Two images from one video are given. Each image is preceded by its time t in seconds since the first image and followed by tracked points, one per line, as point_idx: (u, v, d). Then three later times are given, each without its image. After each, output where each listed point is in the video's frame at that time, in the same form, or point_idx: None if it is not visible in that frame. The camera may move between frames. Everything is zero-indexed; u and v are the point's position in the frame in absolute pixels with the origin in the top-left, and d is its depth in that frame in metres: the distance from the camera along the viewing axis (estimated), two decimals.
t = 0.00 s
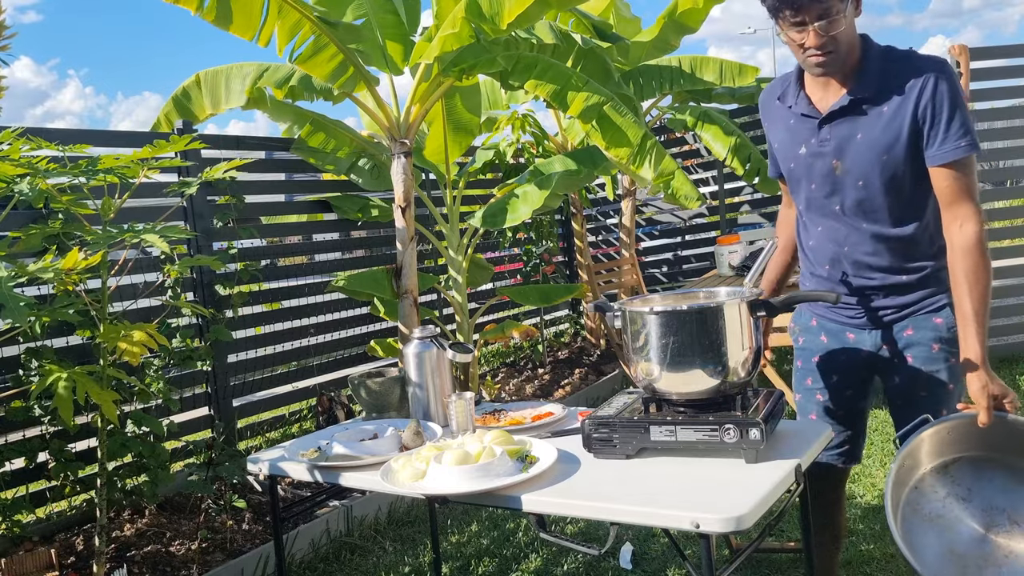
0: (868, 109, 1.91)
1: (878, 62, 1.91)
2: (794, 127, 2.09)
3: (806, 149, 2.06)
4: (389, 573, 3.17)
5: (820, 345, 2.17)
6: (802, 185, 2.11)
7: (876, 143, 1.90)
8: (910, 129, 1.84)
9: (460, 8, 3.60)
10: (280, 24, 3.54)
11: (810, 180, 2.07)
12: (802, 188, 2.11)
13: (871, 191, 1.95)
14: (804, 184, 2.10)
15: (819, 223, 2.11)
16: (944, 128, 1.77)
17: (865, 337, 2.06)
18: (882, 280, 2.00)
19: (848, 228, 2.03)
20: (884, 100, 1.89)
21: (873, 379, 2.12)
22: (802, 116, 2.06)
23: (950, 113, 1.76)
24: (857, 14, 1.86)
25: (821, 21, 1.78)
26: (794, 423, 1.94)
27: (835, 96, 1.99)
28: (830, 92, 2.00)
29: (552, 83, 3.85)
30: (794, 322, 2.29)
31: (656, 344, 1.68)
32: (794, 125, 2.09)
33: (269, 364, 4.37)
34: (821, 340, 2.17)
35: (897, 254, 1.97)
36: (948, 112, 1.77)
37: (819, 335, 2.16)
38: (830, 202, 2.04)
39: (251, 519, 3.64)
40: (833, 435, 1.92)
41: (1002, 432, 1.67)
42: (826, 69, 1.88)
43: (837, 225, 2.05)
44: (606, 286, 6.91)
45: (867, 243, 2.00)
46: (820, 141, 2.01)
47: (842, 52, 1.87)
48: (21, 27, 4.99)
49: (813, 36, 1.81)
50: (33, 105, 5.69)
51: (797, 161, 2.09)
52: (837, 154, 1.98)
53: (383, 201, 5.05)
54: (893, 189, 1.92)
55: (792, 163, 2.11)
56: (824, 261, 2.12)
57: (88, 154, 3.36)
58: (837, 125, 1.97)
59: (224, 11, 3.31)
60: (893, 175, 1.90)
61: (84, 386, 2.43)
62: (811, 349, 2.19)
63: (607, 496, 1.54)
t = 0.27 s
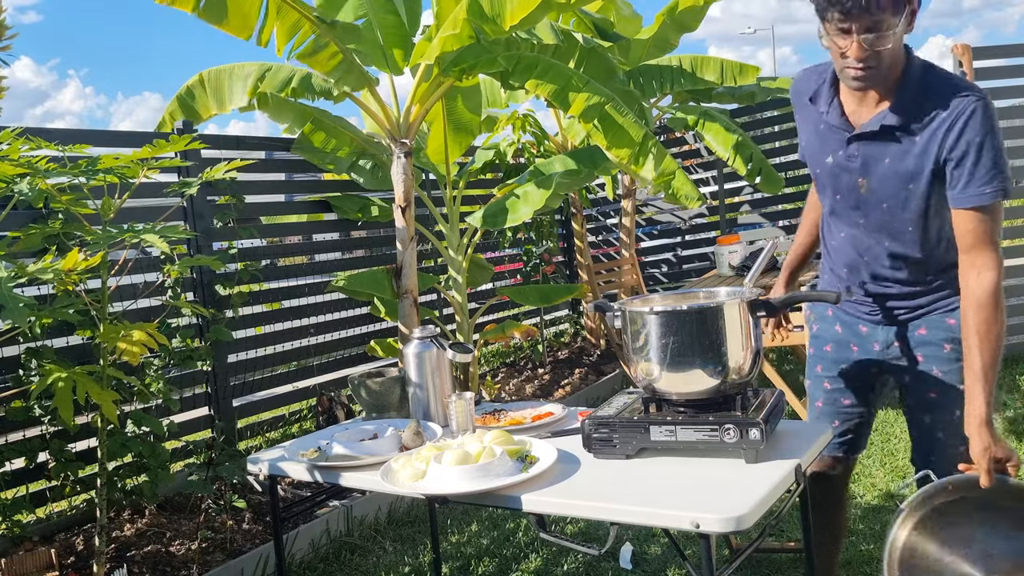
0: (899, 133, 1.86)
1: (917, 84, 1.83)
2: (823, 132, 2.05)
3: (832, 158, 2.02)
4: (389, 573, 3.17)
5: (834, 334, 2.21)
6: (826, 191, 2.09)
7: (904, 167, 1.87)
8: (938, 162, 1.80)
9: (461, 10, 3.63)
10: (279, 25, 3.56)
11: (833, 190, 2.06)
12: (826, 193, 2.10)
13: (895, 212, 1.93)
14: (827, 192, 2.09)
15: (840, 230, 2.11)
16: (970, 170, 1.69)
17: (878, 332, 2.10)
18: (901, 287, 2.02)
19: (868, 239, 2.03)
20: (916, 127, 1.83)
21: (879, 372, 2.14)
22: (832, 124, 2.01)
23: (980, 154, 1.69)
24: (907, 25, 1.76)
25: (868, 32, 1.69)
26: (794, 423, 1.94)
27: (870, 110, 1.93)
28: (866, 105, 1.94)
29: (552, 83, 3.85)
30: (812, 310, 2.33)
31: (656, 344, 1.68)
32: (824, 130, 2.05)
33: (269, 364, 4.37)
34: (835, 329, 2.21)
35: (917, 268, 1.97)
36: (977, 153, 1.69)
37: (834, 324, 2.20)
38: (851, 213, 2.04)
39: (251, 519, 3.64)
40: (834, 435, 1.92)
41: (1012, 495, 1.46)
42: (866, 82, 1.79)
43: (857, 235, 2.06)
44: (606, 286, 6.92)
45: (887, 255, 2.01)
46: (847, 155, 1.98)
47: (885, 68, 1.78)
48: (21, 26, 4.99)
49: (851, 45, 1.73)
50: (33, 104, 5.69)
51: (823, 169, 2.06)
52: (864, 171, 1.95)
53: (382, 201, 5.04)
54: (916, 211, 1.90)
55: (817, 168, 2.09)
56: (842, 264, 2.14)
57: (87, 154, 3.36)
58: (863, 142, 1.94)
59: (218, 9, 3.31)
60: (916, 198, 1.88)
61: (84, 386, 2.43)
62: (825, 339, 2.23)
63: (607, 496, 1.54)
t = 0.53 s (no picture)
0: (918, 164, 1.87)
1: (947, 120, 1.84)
2: (847, 142, 2.09)
3: (850, 170, 2.07)
4: (389, 573, 3.17)
5: (841, 327, 2.26)
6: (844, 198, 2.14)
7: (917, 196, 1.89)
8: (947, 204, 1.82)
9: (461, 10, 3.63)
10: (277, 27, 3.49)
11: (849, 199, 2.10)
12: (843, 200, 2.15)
13: (902, 233, 1.97)
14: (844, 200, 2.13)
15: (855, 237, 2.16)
16: (975, 219, 1.69)
17: (883, 331, 2.15)
18: (907, 295, 2.08)
19: (877, 251, 2.08)
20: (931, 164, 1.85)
21: (884, 368, 2.18)
22: (857, 136, 2.05)
23: (989, 208, 1.68)
24: (948, 58, 1.73)
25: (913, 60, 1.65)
26: (794, 423, 1.95)
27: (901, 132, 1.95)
28: (893, 127, 1.97)
29: (552, 83, 3.84)
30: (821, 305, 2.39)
31: (656, 344, 1.68)
32: (849, 140, 2.08)
33: (269, 365, 4.37)
34: (843, 322, 2.25)
35: (923, 283, 2.03)
36: (988, 207, 1.68)
37: (843, 317, 2.25)
38: (863, 224, 2.08)
39: (251, 519, 3.64)
40: (833, 434, 1.93)
41: None
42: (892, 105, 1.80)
43: (867, 245, 2.11)
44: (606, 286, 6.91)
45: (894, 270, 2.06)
46: (864, 171, 2.02)
47: (914, 94, 1.79)
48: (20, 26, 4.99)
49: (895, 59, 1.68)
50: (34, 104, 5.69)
51: (840, 177, 2.11)
52: (878, 191, 1.99)
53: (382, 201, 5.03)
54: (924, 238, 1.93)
55: (835, 174, 2.14)
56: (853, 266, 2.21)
57: (87, 154, 3.36)
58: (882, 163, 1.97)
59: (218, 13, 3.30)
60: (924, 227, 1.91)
61: (84, 386, 2.43)
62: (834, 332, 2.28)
63: (606, 496, 1.54)
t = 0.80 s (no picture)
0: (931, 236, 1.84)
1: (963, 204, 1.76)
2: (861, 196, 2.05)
3: (863, 224, 2.05)
4: (389, 573, 3.17)
5: (844, 332, 2.29)
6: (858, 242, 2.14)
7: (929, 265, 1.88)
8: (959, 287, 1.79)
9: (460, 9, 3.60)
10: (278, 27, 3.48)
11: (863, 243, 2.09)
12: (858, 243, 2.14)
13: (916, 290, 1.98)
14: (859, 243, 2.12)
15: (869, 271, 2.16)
16: (981, 310, 1.67)
17: (886, 338, 2.19)
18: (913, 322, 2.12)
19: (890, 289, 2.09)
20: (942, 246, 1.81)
21: (886, 370, 2.22)
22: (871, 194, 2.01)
23: (1000, 304, 1.64)
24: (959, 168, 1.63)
25: (920, 176, 1.56)
26: (794, 424, 1.95)
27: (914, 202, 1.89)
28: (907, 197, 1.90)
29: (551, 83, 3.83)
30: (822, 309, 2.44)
31: (656, 344, 1.68)
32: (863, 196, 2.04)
33: (269, 364, 4.37)
34: (845, 327, 2.30)
35: (934, 315, 2.06)
36: (1001, 306, 1.63)
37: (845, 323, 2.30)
38: (877, 267, 2.08)
39: (251, 519, 3.65)
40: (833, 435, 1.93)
41: None
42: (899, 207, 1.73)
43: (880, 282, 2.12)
44: (606, 286, 6.92)
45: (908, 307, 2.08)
46: (876, 230, 2.00)
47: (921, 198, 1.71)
48: (21, 27, 4.99)
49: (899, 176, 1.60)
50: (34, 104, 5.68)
51: (855, 228, 2.10)
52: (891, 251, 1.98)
53: (382, 201, 5.02)
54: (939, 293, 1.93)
55: (849, 223, 2.12)
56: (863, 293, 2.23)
57: (88, 154, 3.36)
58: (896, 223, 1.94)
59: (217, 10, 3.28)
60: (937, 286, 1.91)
61: (84, 386, 2.43)
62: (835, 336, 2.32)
63: (607, 496, 1.54)
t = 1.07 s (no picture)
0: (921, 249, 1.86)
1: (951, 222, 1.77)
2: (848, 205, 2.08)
3: (852, 233, 2.09)
4: (389, 573, 3.17)
5: (832, 331, 2.35)
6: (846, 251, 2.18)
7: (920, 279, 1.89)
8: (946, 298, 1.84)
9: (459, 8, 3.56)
10: (278, 26, 3.48)
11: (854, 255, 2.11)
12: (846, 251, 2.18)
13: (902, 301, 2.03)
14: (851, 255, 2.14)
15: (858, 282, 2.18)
16: (975, 322, 1.70)
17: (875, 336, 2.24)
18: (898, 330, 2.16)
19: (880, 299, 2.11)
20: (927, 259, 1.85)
21: (879, 367, 2.25)
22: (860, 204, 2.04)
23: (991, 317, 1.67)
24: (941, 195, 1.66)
25: (897, 200, 1.59)
26: (793, 423, 1.95)
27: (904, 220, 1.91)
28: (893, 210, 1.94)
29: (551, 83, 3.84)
30: (809, 309, 2.48)
31: (657, 344, 1.68)
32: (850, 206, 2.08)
33: (269, 364, 4.37)
34: (833, 326, 2.35)
35: (919, 327, 2.10)
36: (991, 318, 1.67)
37: (833, 323, 2.35)
38: (867, 277, 2.10)
39: (251, 519, 3.64)
40: (831, 435, 1.93)
41: None
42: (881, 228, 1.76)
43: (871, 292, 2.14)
44: (606, 286, 6.91)
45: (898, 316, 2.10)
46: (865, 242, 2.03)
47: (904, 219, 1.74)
48: (22, 27, 5.00)
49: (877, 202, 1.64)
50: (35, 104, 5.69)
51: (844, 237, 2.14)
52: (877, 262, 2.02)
53: (382, 201, 5.01)
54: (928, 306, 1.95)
55: (838, 232, 2.16)
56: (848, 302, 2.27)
57: (88, 154, 3.36)
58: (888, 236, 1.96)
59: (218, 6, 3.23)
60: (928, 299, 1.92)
61: (84, 386, 2.43)
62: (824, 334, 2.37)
63: (608, 496, 1.54)
